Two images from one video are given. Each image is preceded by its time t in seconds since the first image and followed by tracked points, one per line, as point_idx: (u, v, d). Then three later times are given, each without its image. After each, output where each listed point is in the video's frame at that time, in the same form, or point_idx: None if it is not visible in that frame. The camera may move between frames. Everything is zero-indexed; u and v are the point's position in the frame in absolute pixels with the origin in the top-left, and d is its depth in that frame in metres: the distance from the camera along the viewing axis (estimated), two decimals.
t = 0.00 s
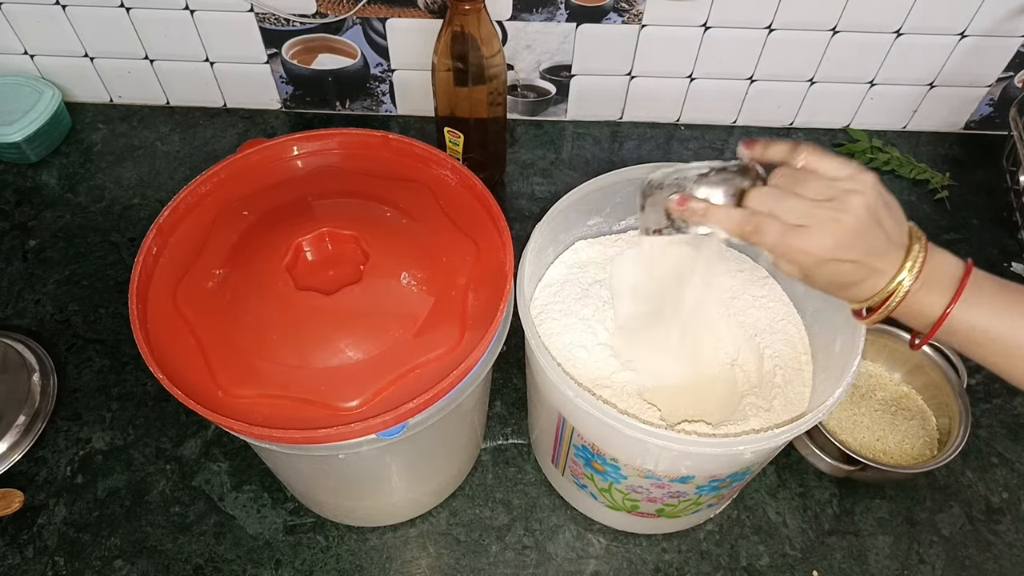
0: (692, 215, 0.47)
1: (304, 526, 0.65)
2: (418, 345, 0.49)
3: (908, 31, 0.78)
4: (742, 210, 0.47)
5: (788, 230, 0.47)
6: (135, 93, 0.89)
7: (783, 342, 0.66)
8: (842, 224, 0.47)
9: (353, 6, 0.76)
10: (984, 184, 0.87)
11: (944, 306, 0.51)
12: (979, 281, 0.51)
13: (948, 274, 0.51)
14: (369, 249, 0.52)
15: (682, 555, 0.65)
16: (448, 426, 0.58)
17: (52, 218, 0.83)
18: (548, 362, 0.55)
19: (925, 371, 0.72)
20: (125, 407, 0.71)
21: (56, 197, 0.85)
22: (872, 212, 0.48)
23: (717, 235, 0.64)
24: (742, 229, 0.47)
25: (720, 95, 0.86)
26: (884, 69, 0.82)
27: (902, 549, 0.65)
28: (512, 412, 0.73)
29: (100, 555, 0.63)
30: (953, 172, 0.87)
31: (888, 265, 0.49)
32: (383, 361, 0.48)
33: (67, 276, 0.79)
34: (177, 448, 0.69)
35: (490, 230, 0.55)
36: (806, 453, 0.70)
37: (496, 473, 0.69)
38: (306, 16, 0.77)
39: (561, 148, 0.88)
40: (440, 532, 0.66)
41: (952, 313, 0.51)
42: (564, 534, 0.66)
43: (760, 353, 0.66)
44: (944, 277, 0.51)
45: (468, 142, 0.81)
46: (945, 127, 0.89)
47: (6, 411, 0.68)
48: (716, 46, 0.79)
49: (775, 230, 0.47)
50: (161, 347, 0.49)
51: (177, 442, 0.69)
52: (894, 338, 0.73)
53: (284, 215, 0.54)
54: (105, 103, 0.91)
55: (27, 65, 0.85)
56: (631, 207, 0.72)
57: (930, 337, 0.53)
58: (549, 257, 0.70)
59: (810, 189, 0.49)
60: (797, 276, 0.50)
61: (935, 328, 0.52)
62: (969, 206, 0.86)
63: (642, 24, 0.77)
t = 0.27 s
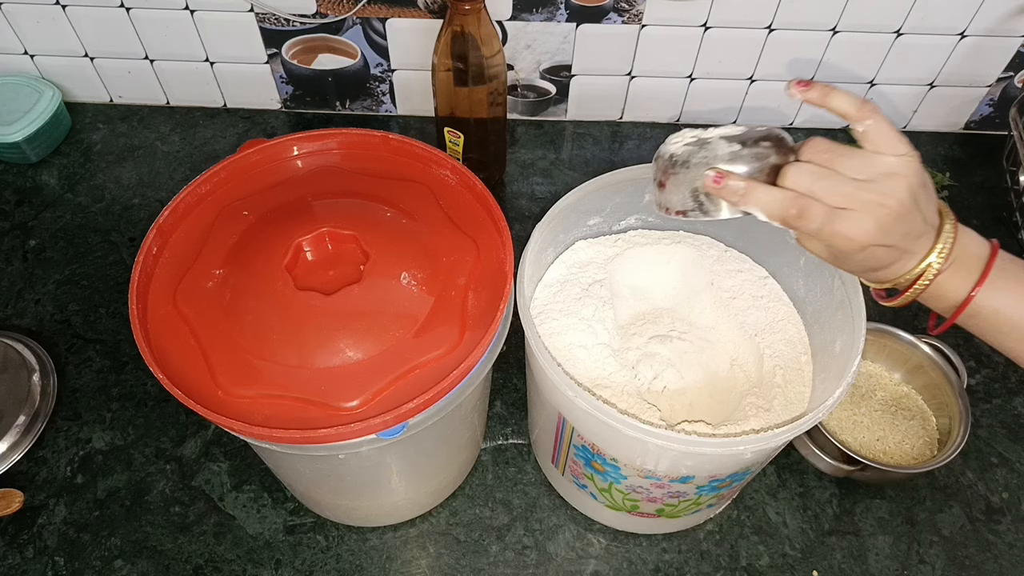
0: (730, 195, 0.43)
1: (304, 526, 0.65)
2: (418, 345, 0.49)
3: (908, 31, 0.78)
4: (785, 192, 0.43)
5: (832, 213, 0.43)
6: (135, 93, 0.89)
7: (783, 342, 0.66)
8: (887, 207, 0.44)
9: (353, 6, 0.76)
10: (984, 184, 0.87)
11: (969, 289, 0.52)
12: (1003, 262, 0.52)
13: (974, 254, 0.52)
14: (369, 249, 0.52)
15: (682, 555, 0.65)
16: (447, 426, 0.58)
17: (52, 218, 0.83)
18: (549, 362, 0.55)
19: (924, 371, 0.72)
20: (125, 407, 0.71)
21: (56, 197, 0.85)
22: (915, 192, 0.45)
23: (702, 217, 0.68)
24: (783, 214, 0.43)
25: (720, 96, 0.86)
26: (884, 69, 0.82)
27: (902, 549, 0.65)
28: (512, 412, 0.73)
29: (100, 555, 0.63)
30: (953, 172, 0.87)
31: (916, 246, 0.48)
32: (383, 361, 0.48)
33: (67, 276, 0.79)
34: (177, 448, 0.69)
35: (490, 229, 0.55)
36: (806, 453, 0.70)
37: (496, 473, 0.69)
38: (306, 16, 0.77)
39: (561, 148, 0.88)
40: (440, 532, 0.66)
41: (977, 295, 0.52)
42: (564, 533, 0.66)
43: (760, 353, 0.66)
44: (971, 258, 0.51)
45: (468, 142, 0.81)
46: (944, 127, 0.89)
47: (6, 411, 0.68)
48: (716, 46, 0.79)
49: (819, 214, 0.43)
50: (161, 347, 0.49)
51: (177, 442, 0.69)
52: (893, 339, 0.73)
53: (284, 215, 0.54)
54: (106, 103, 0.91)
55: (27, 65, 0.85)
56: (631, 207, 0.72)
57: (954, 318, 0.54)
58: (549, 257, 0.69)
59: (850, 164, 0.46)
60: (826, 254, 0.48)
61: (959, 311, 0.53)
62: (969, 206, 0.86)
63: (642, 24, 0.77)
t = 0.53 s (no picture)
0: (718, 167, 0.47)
1: (304, 526, 0.65)
2: (418, 345, 0.49)
3: (909, 31, 0.78)
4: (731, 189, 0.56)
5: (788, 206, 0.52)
6: (135, 93, 0.89)
7: (783, 342, 0.66)
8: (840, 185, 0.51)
9: (353, 6, 0.76)
10: (984, 184, 0.87)
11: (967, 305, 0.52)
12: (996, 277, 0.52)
13: (964, 268, 0.52)
14: (369, 249, 0.52)
15: (682, 555, 0.65)
16: (447, 426, 0.58)
17: (52, 218, 0.83)
18: (549, 362, 0.55)
19: (924, 371, 0.72)
20: (125, 407, 0.71)
21: (56, 197, 0.85)
22: (866, 174, 0.51)
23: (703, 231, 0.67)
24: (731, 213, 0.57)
25: (720, 96, 0.86)
26: (884, 69, 0.82)
27: (902, 549, 0.65)
28: (512, 412, 0.73)
29: (100, 555, 0.63)
30: (953, 172, 0.87)
31: (886, 242, 0.51)
32: (383, 361, 0.48)
33: (67, 276, 0.79)
34: (177, 448, 0.69)
35: (490, 229, 0.55)
36: (806, 453, 0.70)
37: (496, 473, 0.69)
38: (306, 16, 0.77)
39: (561, 148, 0.88)
40: (440, 532, 0.66)
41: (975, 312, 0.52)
42: (564, 533, 0.66)
43: (760, 353, 0.66)
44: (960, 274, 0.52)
45: (468, 142, 0.81)
46: (945, 127, 0.89)
47: (6, 410, 0.68)
48: (716, 46, 0.79)
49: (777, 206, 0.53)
50: (161, 347, 0.49)
51: (177, 442, 0.69)
52: (893, 339, 0.73)
53: (284, 215, 0.54)
54: (105, 103, 0.91)
55: (27, 65, 0.85)
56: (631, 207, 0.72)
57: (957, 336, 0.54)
58: (549, 257, 0.69)
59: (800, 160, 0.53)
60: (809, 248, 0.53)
61: (959, 328, 0.53)
62: (969, 206, 0.86)
63: (642, 24, 0.77)
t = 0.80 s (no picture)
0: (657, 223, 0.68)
1: (304, 526, 0.65)
2: (418, 345, 0.49)
3: (909, 31, 0.78)
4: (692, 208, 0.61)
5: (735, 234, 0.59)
6: (135, 93, 0.89)
7: (783, 342, 0.66)
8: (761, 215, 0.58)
9: (353, 6, 0.76)
10: (984, 184, 0.87)
11: (916, 300, 0.52)
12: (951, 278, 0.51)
13: (913, 266, 0.52)
14: (369, 249, 0.52)
15: (682, 555, 0.65)
16: (448, 426, 0.58)
17: (52, 218, 0.83)
18: (548, 362, 0.55)
19: (925, 371, 0.72)
20: (125, 407, 0.71)
21: (56, 197, 0.85)
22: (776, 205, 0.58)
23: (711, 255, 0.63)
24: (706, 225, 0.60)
25: (720, 96, 0.86)
26: (884, 69, 0.82)
27: (902, 549, 0.65)
28: (512, 412, 0.73)
29: (100, 555, 0.63)
30: (953, 172, 0.87)
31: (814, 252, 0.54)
32: (383, 361, 0.48)
33: (67, 276, 0.79)
34: (177, 448, 0.69)
35: (490, 229, 0.55)
36: (806, 453, 0.70)
37: (496, 473, 0.69)
38: (306, 16, 0.77)
39: (561, 148, 0.88)
40: (440, 532, 0.66)
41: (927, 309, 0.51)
42: (564, 533, 0.66)
43: (760, 353, 0.66)
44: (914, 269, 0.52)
45: (468, 142, 0.81)
46: (944, 127, 0.89)
47: (6, 411, 0.68)
48: (716, 46, 0.79)
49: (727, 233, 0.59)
50: (161, 347, 0.49)
51: (177, 442, 0.69)
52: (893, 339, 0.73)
53: (284, 215, 0.54)
54: (105, 103, 0.91)
55: (27, 65, 0.85)
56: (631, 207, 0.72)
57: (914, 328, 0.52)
58: (549, 257, 0.70)
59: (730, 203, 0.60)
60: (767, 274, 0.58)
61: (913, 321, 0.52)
62: (969, 206, 0.85)
63: (642, 24, 0.77)
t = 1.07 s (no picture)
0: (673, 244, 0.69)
1: (304, 526, 0.65)
2: (418, 344, 0.49)
3: (909, 31, 0.78)
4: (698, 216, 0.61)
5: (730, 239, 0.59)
6: (135, 93, 0.89)
7: (784, 342, 0.66)
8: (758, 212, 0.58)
9: (353, 6, 0.76)
10: (984, 184, 0.87)
11: (916, 290, 0.50)
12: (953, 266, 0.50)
13: (915, 256, 0.51)
14: (369, 249, 0.52)
15: (682, 555, 0.65)
16: (448, 425, 0.58)
17: (52, 218, 0.83)
18: (549, 362, 0.55)
19: (925, 371, 0.72)
20: (125, 407, 0.71)
21: (56, 197, 0.85)
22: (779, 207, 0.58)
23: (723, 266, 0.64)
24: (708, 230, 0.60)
25: (720, 96, 0.86)
26: (884, 69, 0.82)
27: (902, 549, 0.65)
28: (512, 412, 0.73)
29: (100, 555, 0.63)
30: (952, 172, 0.87)
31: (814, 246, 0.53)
32: (383, 361, 0.48)
33: (67, 276, 0.79)
34: (177, 448, 0.69)
35: (490, 229, 0.55)
36: (806, 454, 0.70)
37: (496, 473, 0.69)
38: (306, 16, 0.77)
39: (561, 148, 0.88)
40: (440, 532, 0.66)
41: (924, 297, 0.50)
42: (564, 534, 0.66)
43: (760, 353, 0.66)
44: (915, 260, 0.51)
45: (468, 142, 0.81)
46: (944, 127, 0.89)
47: (6, 411, 0.68)
48: (716, 46, 0.79)
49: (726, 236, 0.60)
50: (161, 347, 0.49)
51: (177, 442, 0.69)
52: (893, 338, 0.73)
53: (284, 215, 0.54)
54: (106, 103, 0.91)
55: (27, 65, 0.85)
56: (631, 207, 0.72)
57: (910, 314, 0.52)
58: (549, 257, 0.69)
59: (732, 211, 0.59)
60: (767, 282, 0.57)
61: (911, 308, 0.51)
62: (969, 206, 0.85)
63: (641, 24, 0.77)
